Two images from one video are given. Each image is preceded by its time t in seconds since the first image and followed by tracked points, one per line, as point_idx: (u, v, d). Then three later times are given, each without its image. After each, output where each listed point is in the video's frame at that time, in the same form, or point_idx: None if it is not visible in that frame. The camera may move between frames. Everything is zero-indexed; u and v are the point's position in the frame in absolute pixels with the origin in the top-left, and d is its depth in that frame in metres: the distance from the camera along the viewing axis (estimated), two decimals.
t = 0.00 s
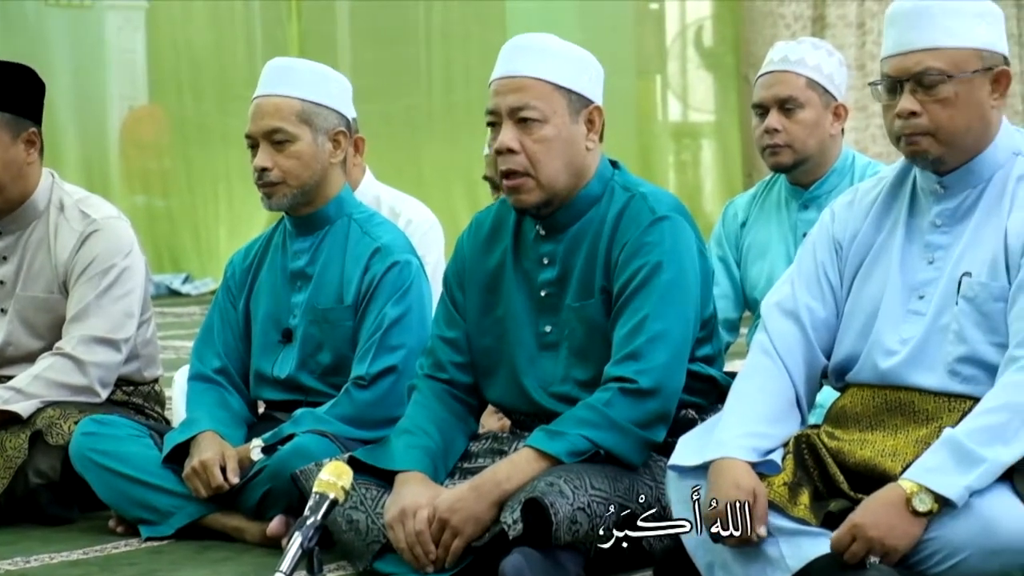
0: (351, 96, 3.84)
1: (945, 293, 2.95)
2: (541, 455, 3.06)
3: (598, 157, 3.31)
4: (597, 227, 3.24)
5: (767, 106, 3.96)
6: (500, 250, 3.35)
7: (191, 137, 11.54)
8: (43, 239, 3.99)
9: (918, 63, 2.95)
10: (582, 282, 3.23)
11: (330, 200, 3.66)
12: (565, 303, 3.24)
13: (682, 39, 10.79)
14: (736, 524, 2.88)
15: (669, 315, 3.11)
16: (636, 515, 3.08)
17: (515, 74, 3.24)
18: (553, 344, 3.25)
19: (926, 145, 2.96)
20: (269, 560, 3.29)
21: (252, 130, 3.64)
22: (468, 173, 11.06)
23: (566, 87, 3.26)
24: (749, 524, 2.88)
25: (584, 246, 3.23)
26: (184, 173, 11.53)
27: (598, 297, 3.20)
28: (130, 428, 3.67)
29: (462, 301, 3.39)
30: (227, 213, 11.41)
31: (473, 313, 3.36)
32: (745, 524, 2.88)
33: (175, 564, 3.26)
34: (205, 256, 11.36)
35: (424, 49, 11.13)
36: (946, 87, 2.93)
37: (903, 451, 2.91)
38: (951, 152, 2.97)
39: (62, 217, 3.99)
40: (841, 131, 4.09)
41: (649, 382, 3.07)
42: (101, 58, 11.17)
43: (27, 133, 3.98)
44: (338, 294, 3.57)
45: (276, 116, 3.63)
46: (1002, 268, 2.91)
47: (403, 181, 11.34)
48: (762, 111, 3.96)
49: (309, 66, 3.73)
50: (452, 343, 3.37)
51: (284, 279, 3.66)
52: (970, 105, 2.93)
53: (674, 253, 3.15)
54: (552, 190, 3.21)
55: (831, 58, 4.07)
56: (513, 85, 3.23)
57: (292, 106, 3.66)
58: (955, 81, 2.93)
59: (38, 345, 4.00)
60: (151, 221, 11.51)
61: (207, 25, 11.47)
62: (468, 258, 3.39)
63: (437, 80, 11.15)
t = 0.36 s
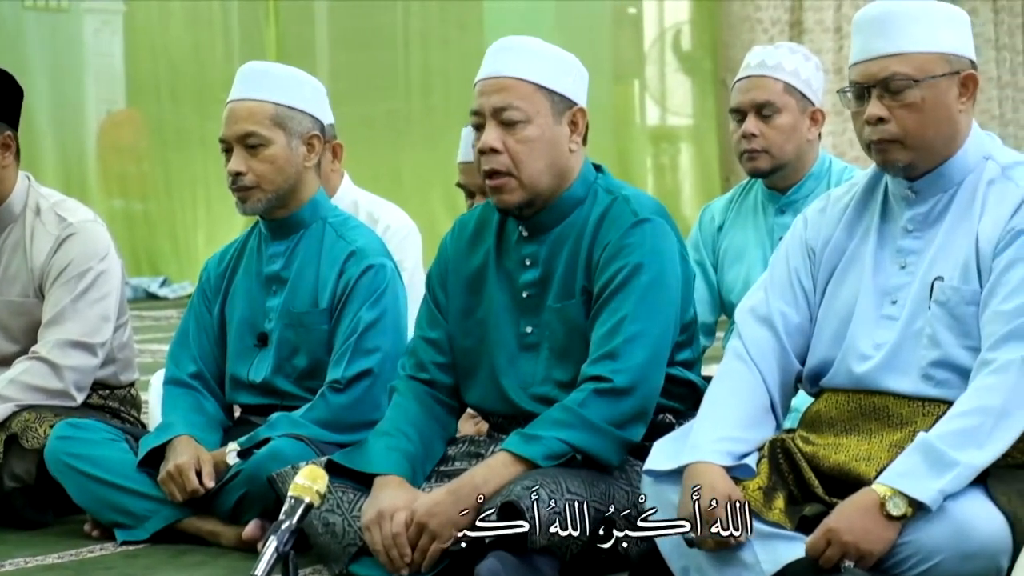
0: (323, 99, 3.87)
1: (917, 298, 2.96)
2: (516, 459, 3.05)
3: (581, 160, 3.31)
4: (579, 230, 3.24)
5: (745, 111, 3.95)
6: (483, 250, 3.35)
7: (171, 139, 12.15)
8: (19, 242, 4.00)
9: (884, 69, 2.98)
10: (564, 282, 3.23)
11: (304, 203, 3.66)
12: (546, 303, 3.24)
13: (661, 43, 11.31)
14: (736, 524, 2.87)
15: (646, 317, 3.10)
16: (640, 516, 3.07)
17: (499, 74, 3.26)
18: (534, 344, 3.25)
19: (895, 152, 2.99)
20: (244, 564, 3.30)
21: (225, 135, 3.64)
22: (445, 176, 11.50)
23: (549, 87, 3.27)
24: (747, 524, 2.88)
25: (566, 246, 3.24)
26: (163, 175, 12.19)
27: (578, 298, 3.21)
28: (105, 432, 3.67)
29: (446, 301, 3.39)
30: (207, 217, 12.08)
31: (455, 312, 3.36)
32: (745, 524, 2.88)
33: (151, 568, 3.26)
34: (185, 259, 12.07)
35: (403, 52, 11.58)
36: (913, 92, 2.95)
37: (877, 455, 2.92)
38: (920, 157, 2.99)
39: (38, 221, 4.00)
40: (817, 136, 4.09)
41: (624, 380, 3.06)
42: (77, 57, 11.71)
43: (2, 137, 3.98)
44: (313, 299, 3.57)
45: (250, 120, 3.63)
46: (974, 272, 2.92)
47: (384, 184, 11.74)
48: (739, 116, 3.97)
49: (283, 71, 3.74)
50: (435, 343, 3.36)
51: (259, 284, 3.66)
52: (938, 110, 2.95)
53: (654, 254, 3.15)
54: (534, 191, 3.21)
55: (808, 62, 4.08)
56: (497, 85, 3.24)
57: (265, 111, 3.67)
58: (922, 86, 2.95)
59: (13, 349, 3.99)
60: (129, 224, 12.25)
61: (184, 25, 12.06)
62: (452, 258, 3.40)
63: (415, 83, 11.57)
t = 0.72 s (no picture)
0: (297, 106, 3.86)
1: (892, 303, 2.97)
2: (493, 464, 3.04)
3: (565, 165, 3.30)
4: (562, 236, 3.24)
5: (723, 116, 3.97)
6: (466, 254, 3.34)
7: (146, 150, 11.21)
8: None
9: (860, 74, 2.99)
10: (546, 285, 3.22)
11: (279, 211, 3.66)
12: (528, 307, 3.23)
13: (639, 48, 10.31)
14: (738, 524, 2.88)
15: (625, 320, 3.10)
16: (636, 517, 3.01)
17: (487, 78, 3.25)
18: (515, 348, 3.24)
19: (871, 159, 2.99)
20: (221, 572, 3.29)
21: (200, 142, 3.64)
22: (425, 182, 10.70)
23: (533, 90, 3.26)
24: (748, 523, 2.88)
25: (549, 253, 3.23)
26: (137, 182, 11.26)
27: (559, 301, 3.20)
28: (82, 441, 3.67)
29: (429, 304, 3.38)
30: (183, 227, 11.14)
31: (438, 315, 3.35)
32: (745, 524, 2.88)
33: None
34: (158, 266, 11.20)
35: (379, 52, 10.76)
36: (888, 98, 2.96)
37: (853, 461, 2.91)
38: (897, 165, 2.99)
39: (12, 229, 3.99)
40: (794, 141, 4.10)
41: (599, 379, 3.06)
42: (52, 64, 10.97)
43: None
44: (289, 305, 3.58)
45: (224, 128, 3.63)
46: (949, 278, 2.92)
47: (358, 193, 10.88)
48: (717, 121, 3.97)
49: (257, 79, 3.74)
50: (417, 345, 3.35)
51: (235, 292, 3.65)
52: (913, 116, 2.96)
53: (635, 257, 3.15)
54: (517, 193, 3.20)
55: (785, 68, 4.09)
56: (484, 88, 3.24)
57: (240, 118, 3.66)
58: (897, 92, 2.97)
59: None
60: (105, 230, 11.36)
61: (161, 25, 11.09)
62: (436, 259, 3.40)
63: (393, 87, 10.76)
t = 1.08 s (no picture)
0: (276, 116, 3.88)
1: (869, 311, 2.97)
2: (470, 472, 3.03)
3: (543, 172, 3.31)
4: (539, 243, 3.24)
5: (697, 124, 3.96)
6: (445, 263, 3.34)
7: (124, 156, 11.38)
8: None
9: (841, 82, 3.00)
10: (524, 293, 3.22)
11: (256, 219, 3.66)
12: (506, 315, 3.23)
13: (615, 56, 10.24)
14: (738, 525, 2.90)
15: (602, 327, 3.10)
16: (636, 517, 2.94)
17: (462, 85, 3.28)
18: (493, 356, 3.24)
19: (852, 165, 2.99)
20: None
21: (177, 150, 3.64)
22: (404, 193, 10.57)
23: (510, 97, 3.28)
24: (746, 525, 2.90)
25: (525, 261, 3.23)
26: (117, 193, 11.43)
27: (536, 309, 3.20)
28: (58, 450, 3.66)
29: (405, 313, 3.37)
30: (160, 234, 11.15)
31: (416, 322, 3.34)
32: (746, 525, 2.90)
33: None
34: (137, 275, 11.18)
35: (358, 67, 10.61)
36: (870, 107, 2.97)
37: (828, 468, 2.90)
38: (877, 171, 3.00)
39: None
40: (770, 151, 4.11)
41: (576, 387, 3.06)
42: (31, 80, 11.24)
43: None
44: (266, 314, 3.57)
45: (202, 136, 3.64)
46: (926, 287, 2.93)
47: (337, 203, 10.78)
48: (692, 130, 3.97)
49: (236, 88, 3.75)
50: (394, 353, 3.34)
51: (212, 300, 3.66)
52: (894, 125, 2.97)
53: (612, 264, 3.16)
54: (492, 196, 3.20)
55: (760, 77, 4.10)
56: (460, 95, 3.26)
57: (217, 126, 3.68)
58: (879, 100, 2.98)
59: None
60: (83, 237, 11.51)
61: (136, 39, 11.20)
62: (414, 269, 3.39)
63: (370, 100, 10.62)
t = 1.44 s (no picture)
0: (253, 122, 3.89)
1: (846, 317, 2.97)
2: (446, 477, 3.03)
3: (510, 180, 3.33)
4: (510, 249, 3.25)
5: (674, 130, 3.99)
6: (415, 274, 3.34)
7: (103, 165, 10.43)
8: None
9: (821, 88, 2.99)
10: (495, 302, 3.22)
11: (232, 225, 3.66)
12: (478, 324, 3.24)
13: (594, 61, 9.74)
14: (737, 525, 2.91)
15: (576, 336, 3.10)
16: (635, 517, 2.90)
17: (427, 96, 3.28)
18: (467, 366, 3.24)
19: (830, 171, 2.99)
20: None
21: (153, 157, 3.65)
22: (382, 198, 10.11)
23: (475, 106, 3.29)
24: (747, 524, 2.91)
25: (497, 268, 3.24)
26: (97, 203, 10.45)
27: (508, 319, 3.20)
28: (34, 457, 3.69)
29: (376, 321, 3.38)
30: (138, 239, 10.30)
31: (387, 333, 3.34)
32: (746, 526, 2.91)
33: None
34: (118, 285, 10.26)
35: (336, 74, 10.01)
36: (849, 113, 2.98)
37: (805, 473, 2.91)
38: (854, 177, 3.00)
39: None
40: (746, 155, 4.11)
41: (555, 400, 3.06)
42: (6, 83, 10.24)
43: None
44: (242, 320, 3.58)
45: (178, 142, 3.65)
46: (903, 292, 2.93)
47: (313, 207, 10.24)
48: (668, 135, 3.99)
49: (213, 94, 3.76)
50: (364, 363, 3.35)
51: (188, 305, 3.66)
52: (873, 131, 2.98)
53: (583, 273, 3.15)
54: (463, 209, 3.21)
55: (737, 82, 4.09)
56: (424, 107, 3.26)
57: (193, 132, 3.68)
58: (858, 107, 2.98)
59: None
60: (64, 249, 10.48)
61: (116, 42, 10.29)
62: (384, 280, 3.39)
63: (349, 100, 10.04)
